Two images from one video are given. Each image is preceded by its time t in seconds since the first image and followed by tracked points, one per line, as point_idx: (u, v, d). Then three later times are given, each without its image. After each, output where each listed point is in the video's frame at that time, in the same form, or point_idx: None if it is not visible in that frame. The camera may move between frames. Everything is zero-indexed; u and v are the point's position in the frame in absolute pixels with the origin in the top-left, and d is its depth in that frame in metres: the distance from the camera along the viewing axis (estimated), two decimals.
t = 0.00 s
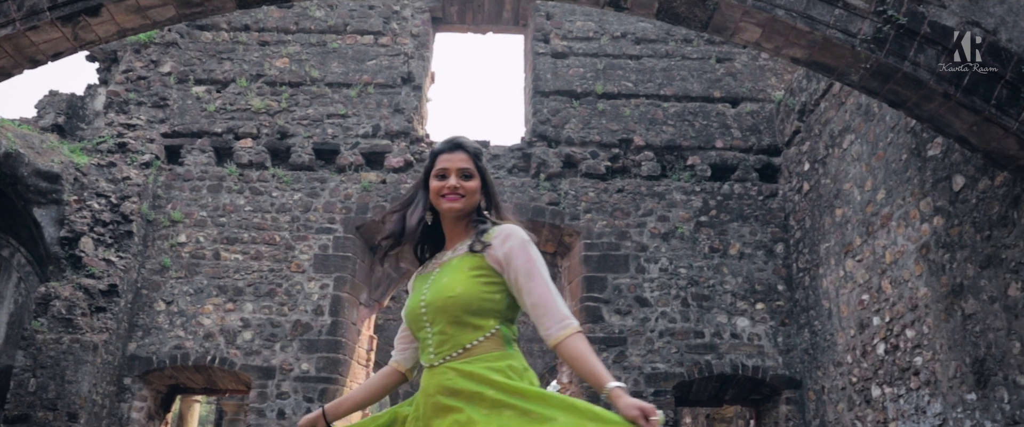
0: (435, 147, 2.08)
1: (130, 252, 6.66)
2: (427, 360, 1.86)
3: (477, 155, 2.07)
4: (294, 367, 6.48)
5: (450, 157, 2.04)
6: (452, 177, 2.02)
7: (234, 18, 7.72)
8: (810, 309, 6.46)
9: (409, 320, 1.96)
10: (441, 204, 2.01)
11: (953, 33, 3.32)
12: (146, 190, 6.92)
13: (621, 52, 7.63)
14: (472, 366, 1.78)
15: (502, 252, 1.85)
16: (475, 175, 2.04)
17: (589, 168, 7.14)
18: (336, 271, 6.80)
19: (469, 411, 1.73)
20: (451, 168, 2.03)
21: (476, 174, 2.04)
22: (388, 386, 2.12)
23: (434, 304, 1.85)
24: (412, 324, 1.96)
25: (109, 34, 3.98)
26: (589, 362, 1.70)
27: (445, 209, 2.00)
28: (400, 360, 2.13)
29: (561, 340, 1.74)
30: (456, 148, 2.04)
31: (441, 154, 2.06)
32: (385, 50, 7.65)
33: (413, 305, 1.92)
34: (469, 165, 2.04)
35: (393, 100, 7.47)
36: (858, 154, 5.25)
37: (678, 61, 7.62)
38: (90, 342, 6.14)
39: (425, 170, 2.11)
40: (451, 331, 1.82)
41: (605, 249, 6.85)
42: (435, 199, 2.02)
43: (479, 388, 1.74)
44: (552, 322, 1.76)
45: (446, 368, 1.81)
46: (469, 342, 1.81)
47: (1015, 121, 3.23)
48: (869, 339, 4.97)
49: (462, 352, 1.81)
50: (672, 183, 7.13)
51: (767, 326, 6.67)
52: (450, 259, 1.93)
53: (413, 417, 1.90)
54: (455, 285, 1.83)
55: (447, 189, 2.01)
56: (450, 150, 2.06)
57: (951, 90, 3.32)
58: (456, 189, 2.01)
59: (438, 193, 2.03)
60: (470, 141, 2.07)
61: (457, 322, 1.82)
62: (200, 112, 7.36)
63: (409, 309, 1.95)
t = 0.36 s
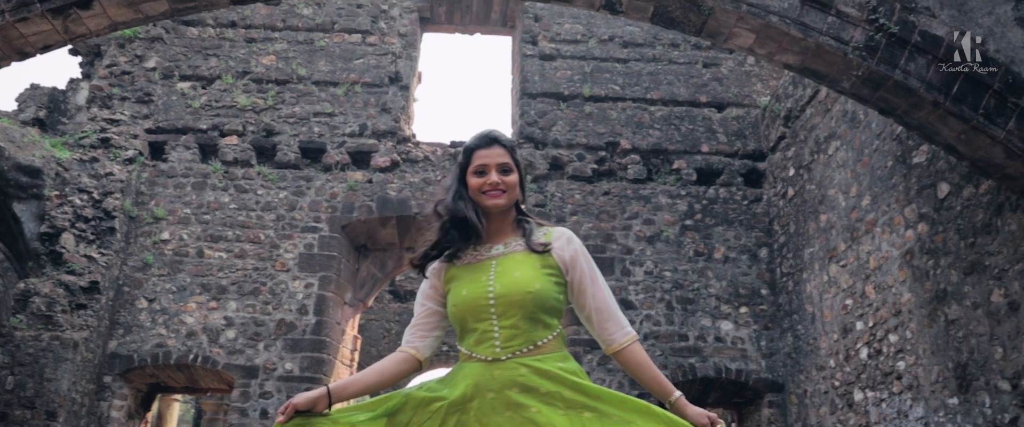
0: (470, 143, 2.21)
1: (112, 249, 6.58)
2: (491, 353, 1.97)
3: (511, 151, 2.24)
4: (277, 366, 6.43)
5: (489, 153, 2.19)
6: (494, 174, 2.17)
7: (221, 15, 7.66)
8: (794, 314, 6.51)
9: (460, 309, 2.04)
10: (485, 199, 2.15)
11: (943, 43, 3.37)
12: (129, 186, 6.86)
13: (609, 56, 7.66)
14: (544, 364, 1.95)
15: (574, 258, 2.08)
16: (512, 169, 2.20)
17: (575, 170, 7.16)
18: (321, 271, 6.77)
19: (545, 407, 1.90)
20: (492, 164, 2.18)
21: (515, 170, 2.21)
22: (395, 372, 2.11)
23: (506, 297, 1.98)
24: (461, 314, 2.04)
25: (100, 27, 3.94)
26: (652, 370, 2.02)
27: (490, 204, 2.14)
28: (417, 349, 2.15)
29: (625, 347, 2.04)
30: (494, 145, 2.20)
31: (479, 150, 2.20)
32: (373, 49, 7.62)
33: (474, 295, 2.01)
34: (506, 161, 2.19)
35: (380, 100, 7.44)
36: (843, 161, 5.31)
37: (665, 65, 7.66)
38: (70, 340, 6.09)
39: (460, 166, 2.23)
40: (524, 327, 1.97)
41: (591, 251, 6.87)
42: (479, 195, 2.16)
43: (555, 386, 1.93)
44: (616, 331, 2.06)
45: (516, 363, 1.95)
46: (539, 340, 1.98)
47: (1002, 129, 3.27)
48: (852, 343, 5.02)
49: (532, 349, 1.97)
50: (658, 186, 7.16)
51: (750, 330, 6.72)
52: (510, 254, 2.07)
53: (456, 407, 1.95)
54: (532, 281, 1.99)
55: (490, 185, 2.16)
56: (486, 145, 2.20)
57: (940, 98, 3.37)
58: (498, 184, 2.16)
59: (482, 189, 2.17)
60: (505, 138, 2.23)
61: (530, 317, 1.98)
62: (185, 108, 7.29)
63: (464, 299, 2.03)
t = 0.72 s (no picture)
0: (506, 147, 2.00)
1: (66, 244, 6.42)
2: (568, 352, 1.74)
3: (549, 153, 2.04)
4: (236, 367, 6.33)
5: (528, 158, 1.98)
6: (536, 178, 1.96)
7: (185, 8, 7.52)
8: (752, 321, 6.63)
9: (531, 305, 1.77)
10: (530, 208, 1.95)
11: (908, 61, 3.49)
12: (86, 180, 6.72)
13: (576, 62, 7.71)
14: (614, 370, 1.80)
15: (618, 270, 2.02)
16: (553, 174, 2.00)
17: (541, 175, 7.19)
18: (283, 270, 6.68)
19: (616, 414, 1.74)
20: (532, 169, 1.97)
21: (556, 175, 2.02)
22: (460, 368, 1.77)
23: (585, 296, 1.79)
24: (528, 310, 1.76)
25: (66, 17, 3.84)
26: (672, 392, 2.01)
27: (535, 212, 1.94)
28: (478, 342, 1.77)
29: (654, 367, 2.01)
30: (532, 147, 1.99)
31: (518, 154, 1.99)
32: (341, 48, 7.56)
33: (547, 290, 1.77)
34: (546, 165, 1.99)
35: (347, 99, 7.37)
36: (805, 172, 5.43)
37: (632, 72, 7.74)
38: (21, 336, 5.96)
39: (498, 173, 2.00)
40: (598, 330, 1.80)
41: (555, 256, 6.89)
42: (523, 204, 1.95)
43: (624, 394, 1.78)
44: (646, 345, 2.02)
45: (592, 367, 1.76)
46: (607, 344, 1.83)
47: (962, 147, 3.38)
48: (811, 351, 5.13)
49: (602, 354, 1.80)
50: (623, 193, 7.23)
51: (710, 336, 6.83)
52: (572, 258, 1.89)
53: (521, 408, 1.70)
54: (604, 284, 1.85)
55: (533, 191, 1.95)
56: (524, 148, 2.00)
57: (905, 115, 3.47)
58: (542, 189, 1.96)
59: (525, 196, 1.95)
60: (540, 141, 2.03)
61: (601, 321, 1.82)
62: (146, 101, 7.14)
63: (537, 293, 1.77)
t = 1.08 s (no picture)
0: (546, 147, 1.91)
1: (25, 236, 6.26)
2: (635, 356, 1.68)
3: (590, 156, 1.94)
4: (201, 364, 6.23)
5: (569, 159, 1.89)
6: (577, 180, 1.87)
7: None
8: (718, 324, 6.71)
9: (602, 304, 1.68)
10: (569, 210, 1.85)
11: (880, 72, 3.59)
12: (47, 170, 6.55)
13: (548, 63, 7.73)
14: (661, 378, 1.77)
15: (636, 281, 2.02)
16: (594, 178, 1.91)
17: (511, 175, 7.20)
18: (250, 266, 6.59)
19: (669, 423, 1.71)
20: (574, 170, 1.87)
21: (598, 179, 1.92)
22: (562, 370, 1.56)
23: (647, 303, 1.75)
24: (600, 309, 1.68)
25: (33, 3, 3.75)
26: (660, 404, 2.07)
27: (575, 214, 1.84)
28: (569, 333, 1.60)
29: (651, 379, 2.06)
30: (574, 149, 1.90)
31: (559, 155, 1.90)
32: (312, 43, 7.48)
33: (618, 291, 1.70)
34: (587, 167, 1.90)
35: (317, 94, 7.29)
36: (773, 178, 5.51)
37: (603, 75, 7.78)
38: None
39: (538, 173, 1.91)
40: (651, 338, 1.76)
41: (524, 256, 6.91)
42: (562, 206, 1.85)
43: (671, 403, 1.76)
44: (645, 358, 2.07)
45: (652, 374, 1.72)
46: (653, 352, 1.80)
47: (931, 157, 3.48)
48: (776, 354, 5.21)
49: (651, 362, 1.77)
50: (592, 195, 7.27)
51: (677, 338, 6.90)
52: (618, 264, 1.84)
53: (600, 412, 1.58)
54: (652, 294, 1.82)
55: (573, 193, 1.86)
56: (565, 149, 1.90)
57: (877, 124, 3.55)
58: (582, 192, 1.86)
59: (565, 198, 1.86)
60: (581, 143, 1.94)
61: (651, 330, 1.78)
62: (111, 91, 7.00)
63: (609, 294, 1.69)
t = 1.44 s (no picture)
0: (587, 137, 1.86)
1: None
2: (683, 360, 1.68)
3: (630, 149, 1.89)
4: (158, 361, 6.11)
5: (611, 152, 1.84)
6: (618, 175, 1.82)
7: None
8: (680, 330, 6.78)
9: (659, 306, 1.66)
10: (609, 205, 1.80)
11: (848, 86, 3.68)
12: None
13: (517, 66, 7.74)
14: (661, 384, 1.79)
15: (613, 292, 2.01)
16: (634, 171, 1.86)
17: (478, 177, 7.19)
18: (211, 263, 6.47)
19: None
20: (616, 164, 1.82)
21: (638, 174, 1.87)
22: (713, 370, 1.48)
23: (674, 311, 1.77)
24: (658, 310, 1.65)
25: None
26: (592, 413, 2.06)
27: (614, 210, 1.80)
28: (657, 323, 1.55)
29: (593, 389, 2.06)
30: (616, 142, 1.85)
31: (600, 146, 1.84)
32: (279, 38, 7.38)
33: (672, 294, 1.70)
34: (629, 161, 1.85)
35: (284, 91, 7.20)
36: (739, 186, 5.59)
37: (571, 80, 7.81)
38: None
39: (577, 164, 1.86)
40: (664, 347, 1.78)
41: (489, 259, 6.90)
42: (601, 200, 1.80)
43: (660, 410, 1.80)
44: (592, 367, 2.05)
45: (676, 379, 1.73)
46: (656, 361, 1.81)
47: (896, 170, 3.57)
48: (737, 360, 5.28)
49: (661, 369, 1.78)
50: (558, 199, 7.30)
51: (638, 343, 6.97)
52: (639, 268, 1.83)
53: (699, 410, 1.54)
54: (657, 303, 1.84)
55: (614, 187, 1.80)
56: (605, 141, 1.85)
57: (844, 136, 3.64)
58: (623, 186, 1.81)
59: (605, 192, 1.81)
60: (622, 135, 1.89)
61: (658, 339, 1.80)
62: (70, 81, 6.81)
63: (665, 296, 1.68)
